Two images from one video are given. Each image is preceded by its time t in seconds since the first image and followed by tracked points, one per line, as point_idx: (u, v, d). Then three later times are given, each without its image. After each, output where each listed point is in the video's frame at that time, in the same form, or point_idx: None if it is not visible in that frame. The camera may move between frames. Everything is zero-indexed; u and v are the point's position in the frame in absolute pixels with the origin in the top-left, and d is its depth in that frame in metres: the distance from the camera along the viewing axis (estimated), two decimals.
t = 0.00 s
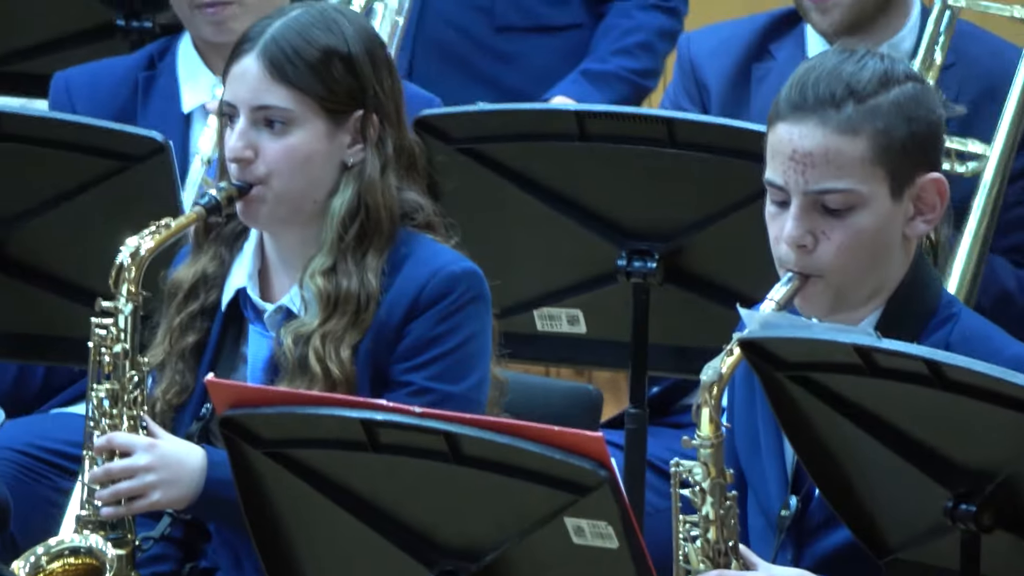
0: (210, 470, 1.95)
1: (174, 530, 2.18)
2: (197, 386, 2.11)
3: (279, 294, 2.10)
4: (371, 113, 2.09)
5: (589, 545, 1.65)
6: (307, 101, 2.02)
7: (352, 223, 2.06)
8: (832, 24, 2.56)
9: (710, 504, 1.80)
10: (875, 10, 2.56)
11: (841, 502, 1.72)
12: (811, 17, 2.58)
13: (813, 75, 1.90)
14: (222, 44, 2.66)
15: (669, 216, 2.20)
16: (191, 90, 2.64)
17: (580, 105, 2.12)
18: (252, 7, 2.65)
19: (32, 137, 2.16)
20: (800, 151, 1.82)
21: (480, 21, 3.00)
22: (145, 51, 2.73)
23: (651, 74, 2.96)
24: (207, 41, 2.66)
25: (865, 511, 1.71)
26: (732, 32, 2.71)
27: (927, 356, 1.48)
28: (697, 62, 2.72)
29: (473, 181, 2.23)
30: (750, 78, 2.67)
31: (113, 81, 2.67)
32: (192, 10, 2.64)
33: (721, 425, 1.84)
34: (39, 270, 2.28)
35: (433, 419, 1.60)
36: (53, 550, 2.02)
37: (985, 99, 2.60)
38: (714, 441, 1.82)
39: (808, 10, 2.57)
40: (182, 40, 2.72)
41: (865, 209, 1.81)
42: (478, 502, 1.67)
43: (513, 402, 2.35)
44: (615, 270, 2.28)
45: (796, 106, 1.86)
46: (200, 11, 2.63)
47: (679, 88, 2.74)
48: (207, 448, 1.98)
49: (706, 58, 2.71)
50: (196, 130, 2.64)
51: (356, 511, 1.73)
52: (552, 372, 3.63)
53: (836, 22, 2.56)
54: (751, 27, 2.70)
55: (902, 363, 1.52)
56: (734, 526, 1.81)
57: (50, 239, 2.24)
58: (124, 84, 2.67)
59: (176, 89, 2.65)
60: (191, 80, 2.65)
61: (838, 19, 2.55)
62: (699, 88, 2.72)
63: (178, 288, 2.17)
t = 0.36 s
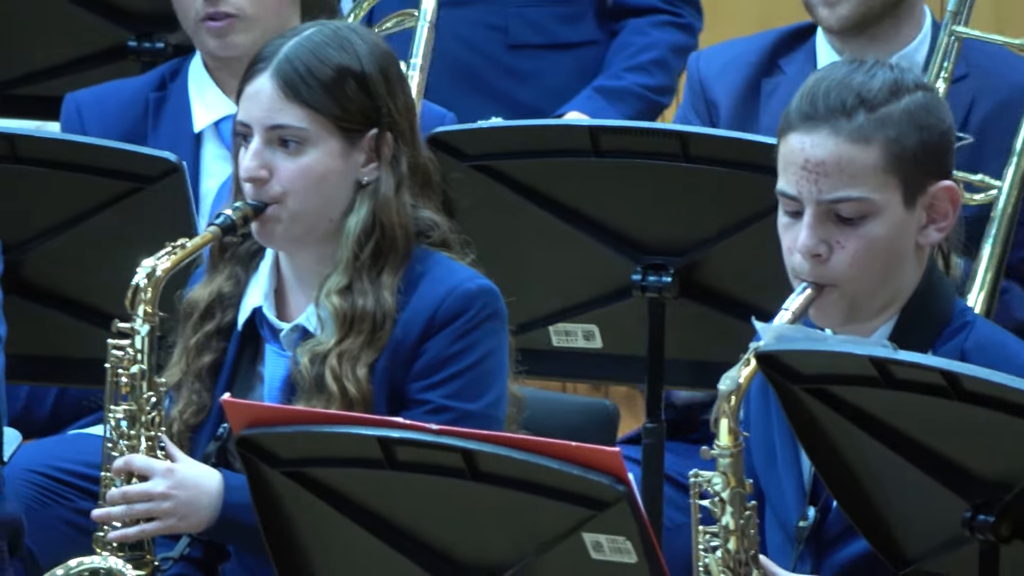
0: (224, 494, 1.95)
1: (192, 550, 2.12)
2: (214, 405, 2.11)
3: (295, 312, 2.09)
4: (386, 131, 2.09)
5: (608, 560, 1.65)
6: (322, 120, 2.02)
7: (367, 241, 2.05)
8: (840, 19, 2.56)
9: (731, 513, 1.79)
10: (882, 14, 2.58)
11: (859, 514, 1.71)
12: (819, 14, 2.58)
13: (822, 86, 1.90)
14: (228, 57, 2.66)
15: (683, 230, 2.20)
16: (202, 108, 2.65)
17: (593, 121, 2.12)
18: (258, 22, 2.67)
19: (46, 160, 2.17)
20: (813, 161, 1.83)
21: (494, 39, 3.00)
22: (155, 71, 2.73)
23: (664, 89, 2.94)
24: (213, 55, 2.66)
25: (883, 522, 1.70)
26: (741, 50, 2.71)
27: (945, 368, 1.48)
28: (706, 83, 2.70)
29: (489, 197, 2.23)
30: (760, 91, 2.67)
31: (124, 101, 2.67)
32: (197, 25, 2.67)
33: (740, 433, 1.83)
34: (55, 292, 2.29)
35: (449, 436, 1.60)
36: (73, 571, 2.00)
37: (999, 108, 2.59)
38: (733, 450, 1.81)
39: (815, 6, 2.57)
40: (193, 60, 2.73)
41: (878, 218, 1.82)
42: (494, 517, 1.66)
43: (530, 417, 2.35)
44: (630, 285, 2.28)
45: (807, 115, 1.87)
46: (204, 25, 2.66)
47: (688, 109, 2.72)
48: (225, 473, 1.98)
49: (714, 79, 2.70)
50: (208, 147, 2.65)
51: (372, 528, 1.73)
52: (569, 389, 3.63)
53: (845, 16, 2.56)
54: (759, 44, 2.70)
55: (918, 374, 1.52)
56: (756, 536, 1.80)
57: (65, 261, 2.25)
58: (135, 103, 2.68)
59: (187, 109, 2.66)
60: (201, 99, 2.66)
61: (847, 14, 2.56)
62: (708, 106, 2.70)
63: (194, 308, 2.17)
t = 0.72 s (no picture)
0: (253, 503, 1.95)
1: (224, 555, 2.15)
2: (246, 409, 2.12)
3: (327, 317, 2.09)
4: (418, 137, 2.09)
5: (637, 564, 1.65)
6: (354, 124, 2.02)
7: (399, 246, 2.06)
8: (870, 22, 2.57)
9: (761, 514, 1.79)
10: (913, 19, 2.58)
11: (889, 518, 1.70)
12: (849, 16, 2.58)
13: (851, 88, 1.90)
14: (268, 71, 2.69)
15: (713, 234, 2.20)
16: (231, 111, 2.66)
17: (622, 125, 2.12)
18: (299, 37, 2.68)
19: (78, 165, 2.18)
20: (842, 163, 1.82)
21: (523, 45, 3.00)
22: (187, 75, 2.75)
23: (695, 93, 2.94)
24: (255, 70, 2.69)
25: (914, 527, 1.70)
26: (767, 57, 2.70)
27: (974, 371, 1.47)
28: (733, 86, 2.71)
29: (521, 203, 2.24)
30: (786, 100, 2.66)
31: (156, 105, 2.69)
32: (238, 40, 2.68)
33: (769, 434, 1.82)
34: (86, 298, 2.30)
35: (480, 440, 1.60)
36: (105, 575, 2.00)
37: None
38: (761, 452, 1.81)
39: (847, 9, 2.58)
40: (222, 65, 2.74)
41: (908, 220, 1.82)
42: (524, 521, 1.67)
43: (560, 422, 2.35)
44: (660, 289, 2.27)
45: (836, 118, 1.87)
46: (247, 41, 2.67)
47: (715, 114, 2.73)
48: (255, 481, 1.98)
49: (740, 82, 2.70)
50: (237, 151, 2.66)
51: (402, 532, 1.73)
52: (599, 391, 3.63)
53: (875, 19, 2.56)
54: (786, 49, 2.69)
55: (947, 378, 1.51)
56: (784, 538, 1.80)
57: (95, 266, 2.27)
58: (166, 106, 2.70)
59: (217, 113, 2.67)
60: (232, 103, 2.67)
61: (877, 17, 2.56)
62: (735, 113, 2.71)
63: (226, 313, 2.18)
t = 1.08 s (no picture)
0: (268, 503, 1.95)
1: (237, 560, 2.14)
2: (262, 416, 2.12)
3: (345, 325, 2.09)
4: (437, 145, 2.09)
5: None
6: (373, 132, 2.02)
7: (418, 255, 2.06)
8: (906, 31, 2.56)
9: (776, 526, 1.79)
10: (949, 31, 2.57)
11: (904, 532, 1.70)
12: (885, 26, 2.57)
13: (872, 101, 1.90)
14: (287, 75, 2.67)
15: (734, 246, 2.20)
16: (255, 116, 2.65)
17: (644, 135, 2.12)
18: (317, 44, 2.68)
19: (98, 169, 2.19)
20: (861, 175, 1.82)
21: (548, 55, 3.00)
22: (212, 76, 2.75)
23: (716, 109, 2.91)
24: (272, 74, 2.69)
25: (930, 543, 1.69)
26: (800, 65, 2.69)
27: (993, 388, 1.46)
28: (764, 95, 2.69)
29: (540, 214, 2.24)
30: (817, 109, 2.64)
31: (178, 105, 2.70)
32: (256, 44, 2.68)
33: (786, 446, 1.83)
34: (106, 302, 2.31)
35: (496, 450, 1.60)
36: None
37: None
38: (778, 463, 1.81)
39: (882, 18, 2.57)
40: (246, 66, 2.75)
41: (926, 233, 1.81)
42: (539, 531, 1.67)
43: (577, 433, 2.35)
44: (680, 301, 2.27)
45: (855, 130, 1.87)
46: (264, 45, 2.67)
47: (745, 122, 2.71)
48: (269, 481, 1.98)
49: (773, 91, 2.68)
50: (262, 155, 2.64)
51: (415, 539, 1.73)
52: (616, 403, 3.63)
53: (911, 28, 2.56)
54: (818, 60, 2.68)
55: (964, 394, 1.51)
56: (800, 549, 1.81)
57: (113, 270, 2.27)
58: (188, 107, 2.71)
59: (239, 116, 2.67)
60: (257, 108, 2.66)
61: (913, 26, 2.55)
62: (765, 121, 2.69)
63: (244, 318, 2.18)
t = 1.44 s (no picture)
0: (279, 514, 1.95)
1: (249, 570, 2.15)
2: (274, 427, 2.12)
3: (357, 335, 2.10)
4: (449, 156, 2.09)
5: None
6: (385, 143, 2.02)
7: (430, 266, 2.06)
8: (916, 40, 2.56)
9: (786, 536, 1.80)
10: (960, 40, 2.58)
11: (915, 543, 1.70)
12: (896, 35, 2.58)
13: (883, 111, 1.90)
14: (303, 78, 2.67)
15: (746, 257, 2.20)
16: (271, 121, 2.67)
17: (654, 147, 2.12)
18: (331, 49, 2.66)
19: (111, 180, 2.19)
20: (871, 186, 1.82)
21: (561, 65, 3.01)
22: (237, 77, 2.77)
23: (727, 120, 2.91)
24: (288, 76, 2.68)
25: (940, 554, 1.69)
26: (814, 74, 2.69)
27: (1003, 400, 1.46)
28: (777, 104, 2.69)
29: (551, 226, 2.24)
30: (830, 120, 2.63)
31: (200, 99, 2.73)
32: (270, 49, 2.66)
33: (798, 455, 1.82)
34: (118, 313, 2.31)
35: (507, 460, 1.60)
36: None
37: None
38: (789, 473, 1.81)
39: (893, 27, 2.58)
40: (263, 74, 2.74)
41: (937, 243, 1.81)
42: (550, 542, 1.67)
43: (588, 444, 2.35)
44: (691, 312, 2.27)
45: (866, 140, 1.87)
46: (279, 49, 2.65)
47: (758, 131, 2.72)
48: (280, 492, 1.99)
49: (785, 100, 2.69)
50: (278, 160, 2.67)
51: (426, 551, 1.73)
52: (627, 414, 3.64)
53: (921, 38, 2.56)
54: (831, 71, 2.68)
55: (974, 406, 1.51)
56: (810, 559, 1.81)
57: (124, 281, 2.28)
58: (209, 102, 2.73)
59: (258, 117, 2.69)
60: (273, 114, 2.68)
61: (924, 35, 2.56)
62: (778, 130, 2.69)
63: (256, 329, 2.18)
